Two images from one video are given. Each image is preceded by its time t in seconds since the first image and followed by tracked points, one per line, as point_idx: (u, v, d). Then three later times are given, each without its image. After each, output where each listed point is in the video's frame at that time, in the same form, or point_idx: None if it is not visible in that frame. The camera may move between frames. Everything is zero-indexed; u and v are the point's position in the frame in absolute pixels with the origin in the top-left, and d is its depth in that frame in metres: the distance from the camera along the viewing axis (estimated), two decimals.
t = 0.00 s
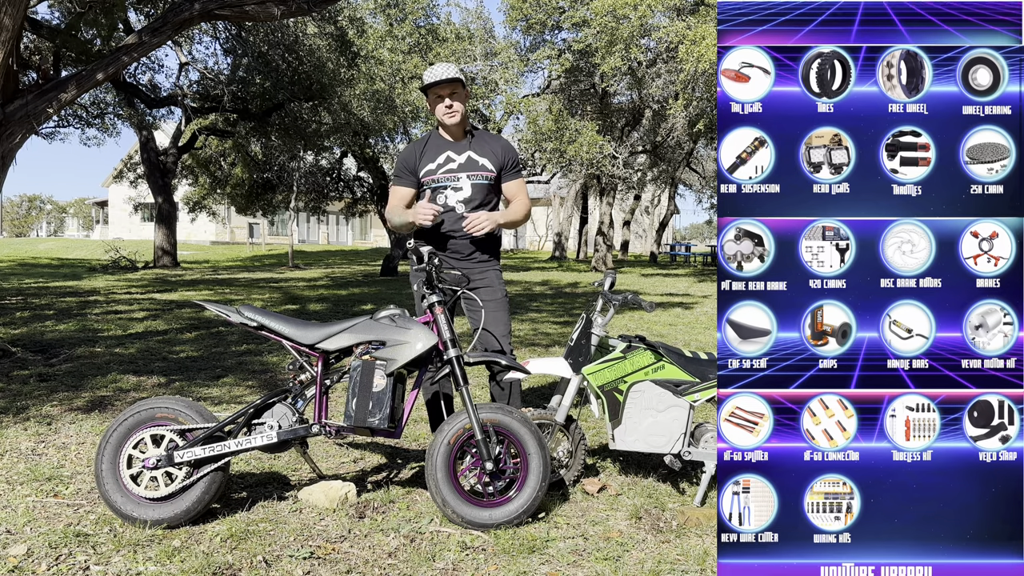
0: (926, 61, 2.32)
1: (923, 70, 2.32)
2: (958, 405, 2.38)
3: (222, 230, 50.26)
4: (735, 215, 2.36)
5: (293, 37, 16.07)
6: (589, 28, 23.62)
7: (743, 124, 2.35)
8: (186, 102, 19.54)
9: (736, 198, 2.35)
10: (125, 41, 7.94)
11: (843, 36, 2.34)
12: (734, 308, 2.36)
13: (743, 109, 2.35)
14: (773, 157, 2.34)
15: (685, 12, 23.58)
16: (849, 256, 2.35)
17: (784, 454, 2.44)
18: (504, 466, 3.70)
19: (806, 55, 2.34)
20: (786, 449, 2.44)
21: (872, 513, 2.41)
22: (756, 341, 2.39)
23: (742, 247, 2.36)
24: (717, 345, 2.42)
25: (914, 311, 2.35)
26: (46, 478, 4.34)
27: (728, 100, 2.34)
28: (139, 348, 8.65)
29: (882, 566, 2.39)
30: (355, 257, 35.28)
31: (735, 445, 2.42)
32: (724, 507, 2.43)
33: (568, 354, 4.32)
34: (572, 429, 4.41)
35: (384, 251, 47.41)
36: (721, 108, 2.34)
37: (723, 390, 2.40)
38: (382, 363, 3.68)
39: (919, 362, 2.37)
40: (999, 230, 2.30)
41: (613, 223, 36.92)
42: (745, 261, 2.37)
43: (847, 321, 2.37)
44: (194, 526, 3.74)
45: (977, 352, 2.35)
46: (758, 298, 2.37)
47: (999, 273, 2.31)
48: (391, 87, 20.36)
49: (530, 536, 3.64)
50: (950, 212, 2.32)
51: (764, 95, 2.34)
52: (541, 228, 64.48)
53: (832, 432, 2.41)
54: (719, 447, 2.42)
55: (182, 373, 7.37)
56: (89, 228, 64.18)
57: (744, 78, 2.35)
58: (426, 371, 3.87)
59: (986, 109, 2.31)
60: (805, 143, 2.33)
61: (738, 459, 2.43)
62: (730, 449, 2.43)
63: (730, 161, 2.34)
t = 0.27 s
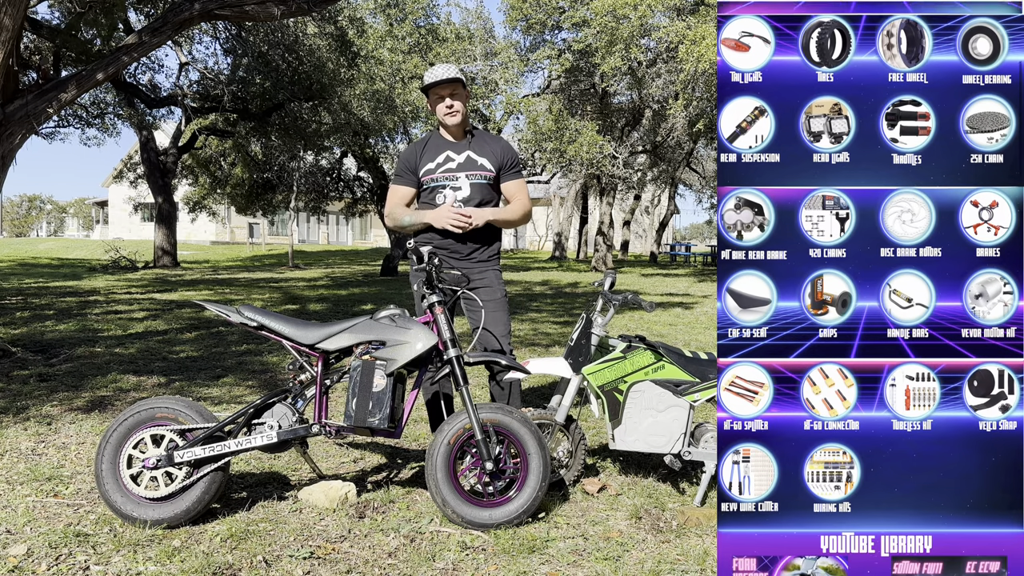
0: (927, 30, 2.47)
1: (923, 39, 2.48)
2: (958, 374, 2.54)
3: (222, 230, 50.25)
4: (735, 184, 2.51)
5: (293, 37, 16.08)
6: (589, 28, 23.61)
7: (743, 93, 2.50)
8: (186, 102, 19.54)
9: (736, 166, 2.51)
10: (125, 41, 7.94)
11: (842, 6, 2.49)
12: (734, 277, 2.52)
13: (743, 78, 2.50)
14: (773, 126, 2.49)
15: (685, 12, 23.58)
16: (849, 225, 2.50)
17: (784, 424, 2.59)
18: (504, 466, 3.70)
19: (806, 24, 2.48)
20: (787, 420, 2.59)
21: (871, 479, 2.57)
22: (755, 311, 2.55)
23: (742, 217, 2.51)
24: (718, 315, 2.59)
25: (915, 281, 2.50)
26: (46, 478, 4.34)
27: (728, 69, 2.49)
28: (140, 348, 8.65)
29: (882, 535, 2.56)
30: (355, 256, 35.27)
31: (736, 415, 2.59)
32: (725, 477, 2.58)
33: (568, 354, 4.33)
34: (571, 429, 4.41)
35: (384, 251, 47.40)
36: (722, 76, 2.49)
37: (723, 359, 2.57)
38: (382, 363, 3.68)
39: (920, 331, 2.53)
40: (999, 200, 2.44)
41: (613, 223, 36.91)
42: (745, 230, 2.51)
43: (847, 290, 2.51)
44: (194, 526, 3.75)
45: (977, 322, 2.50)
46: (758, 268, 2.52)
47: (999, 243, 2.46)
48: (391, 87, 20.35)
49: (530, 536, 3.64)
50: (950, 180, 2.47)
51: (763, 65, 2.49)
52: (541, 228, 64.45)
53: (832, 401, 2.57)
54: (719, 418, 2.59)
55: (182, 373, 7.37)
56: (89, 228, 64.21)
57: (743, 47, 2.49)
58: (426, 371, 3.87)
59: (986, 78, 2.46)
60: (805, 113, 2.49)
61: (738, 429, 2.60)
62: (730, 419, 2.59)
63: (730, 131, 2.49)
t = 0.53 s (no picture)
0: (927, 5, 2.49)
1: (923, 14, 2.49)
2: (958, 348, 2.54)
3: (222, 230, 50.26)
4: (735, 158, 2.53)
5: (293, 37, 16.08)
6: (589, 28, 23.62)
7: (744, 66, 2.51)
8: (186, 102, 19.55)
9: (736, 140, 2.52)
10: (125, 41, 7.94)
11: None
12: (734, 251, 2.53)
13: (742, 52, 2.51)
14: (773, 100, 2.50)
15: (685, 12, 23.60)
16: (849, 199, 2.52)
17: (784, 397, 2.61)
18: (504, 466, 3.70)
19: None
20: (786, 393, 2.61)
21: (871, 452, 2.59)
22: (756, 284, 2.56)
23: (742, 190, 2.52)
24: (717, 289, 2.59)
25: (915, 255, 2.50)
26: (46, 478, 4.34)
27: (728, 43, 2.50)
28: (140, 348, 8.65)
29: (882, 509, 2.59)
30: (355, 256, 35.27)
31: (735, 388, 2.60)
32: (724, 450, 2.61)
33: (568, 354, 4.33)
34: (572, 430, 4.41)
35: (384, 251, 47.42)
36: (722, 50, 2.51)
37: (723, 333, 2.58)
38: (382, 363, 3.68)
39: (920, 305, 2.52)
40: (1000, 173, 2.45)
41: (613, 223, 36.91)
42: (745, 203, 2.52)
43: (847, 264, 2.52)
44: (194, 526, 3.75)
45: (977, 296, 2.51)
46: (758, 241, 2.54)
47: (999, 217, 2.47)
48: (391, 87, 20.34)
49: (530, 537, 3.64)
50: (950, 154, 2.48)
51: (763, 38, 2.51)
52: (541, 228, 64.42)
53: (832, 374, 2.57)
54: (720, 390, 2.60)
55: (182, 373, 7.37)
56: (89, 227, 64.27)
57: (743, 21, 2.50)
58: (427, 371, 3.87)
59: (985, 51, 2.48)
60: (805, 87, 2.50)
61: (738, 403, 2.60)
62: (730, 392, 2.60)
63: (730, 104, 2.51)
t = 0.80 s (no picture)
0: None
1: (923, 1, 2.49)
2: (958, 334, 2.53)
3: (222, 230, 50.26)
4: (734, 145, 2.53)
5: (293, 37, 16.10)
6: (589, 28, 23.63)
7: (744, 53, 2.51)
8: (186, 102, 19.55)
9: (736, 127, 2.52)
10: (125, 41, 7.94)
11: None
12: (733, 238, 2.53)
13: (742, 38, 2.50)
14: (773, 87, 2.50)
15: (684, 12, 23.61)
16: (849, 185, 2.52)
17: (784, 384, 2.60)
18: (504, 466, 3.70)
19: None
20: (786, 379, 2.60)
21: (871, 440, 2.59)
22: (756, 271, 2.55)
23: (742, 177, 2.52)
24: (717, 276, 2.59)
25: (915, 242, 2.51)
26: (46, 478, 4.34)
27: (728, 30, 2.50)
28: (140, 348, 8.65)
29: (882, 496, 2.60)
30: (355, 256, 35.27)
31: (735, 374, 2.59)
32: (725, 437, 2.61)
33: (568, 354, 4.32)
34: (572, 430, 4.41)
35: (384, 251, 47.43)
36: (722, 37, 2.50)
37: (723, 320, 2.58)
38: (382, 363, 3.68)
39: (920, 292, 2.53)
40: (1000, 159, 2.46)
41: (613, 223, 36.91)
42: (745, 190, 2.52)
43: (847, 251, 2.53)
44: (194, 526, 3.75)
45: (976, 282, 2.51)
46: (758, 228, 2.53)
47: (999, 203, 2.48)
48: (392, 87, 20.31)
49: (530, 537, 3.64)
50: (950, 141, 2.49)
51: (763, 25, 2.50)
52: (541, 228, 64.40)
53: (832, 361, 2.57)
54: (719, 377, 2.60)
55: (182, 372, 7.37)
56: (88, 227, 64.29)
57: (743, 8, 2.50)
58: (426, 371, 3.87)
59: (985, 38, 2.48)
60: (805, 74, 2.50)
61: (738, 389, 2.60)
62: (730, 379, 2.60)
63: (730, 91, 2.51)
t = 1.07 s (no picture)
0: None
1: None
2: (958, 328, 2.53)
3: (222, 230, 50.27)
4: (735, 137, 2.52)
5: (293, 37, 16.11)
6: (589, 28, 23.62)
7: (743, 47, 2.51)
8: (186, 102, 19.55)
9: (736, 120, 2.52)
10: (125, 41, 7.94)
11: None
12: (734, 231, 2.53)
13: (743, 32, 2.50)
14: (773, 80, 2.50)
15: (684, 12, 23.62)
16: (849, 177, 2.52)
17: (784, 376, 2.60)
18: (504, 465, 3.70)
19: None
20: (786, 372, 2.60)
21: (871, 433, 2.59)
22: (756, 264, 2.55)
23: (742, 170, 2.53)
24: (717, 269, 2.58)
25: (915, 235, 2.51)
26: (46, 478, 4.34)
27: (728, 23, 2.50)
28: (140, 348, 8.65)
29: (882, 488, 2.60)
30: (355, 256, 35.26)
31: (735, 367, 2.59)
32: (725, 431, 2.61)
33: (568, 353, 4.33)
34: (572, 429, 4.41)
35: (384, 251, 47.42)
36: (722, 30, 2.50)
37: (724, 312, 2.57)
38: (382, 362, 3.68)
39: (919, 285, 2.53)
40: (1000, 152, 2.46)
41: (613, 223, 36.91)
42: (745, 183, 2.53)
43: (847, 244, 2.53)
44: (194, 526, 3.75)
45: (977, 275, 2.51)
46: (758, 221, 2.54)
47: (999, 196, 2.48)
48: (392, 87, 20.27)
49: (530, 536, 3.64)
50: (950, 134, 2.49)
51: (763, 18, 2.50)
52: (541, 228, 64.37)
53: (832, 354, 2.57)
54: (720, 369, 2.60)
55: (182, 372, 7.37)
56: (88, 227, 64.38)
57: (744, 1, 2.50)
58: (426, 370, 3.87)
59: (986, 31, 2.48)
60: (805, 66, 2.50)
61: (738, 382, 2.60)
62: (730, 371, 2.60)
63: (730, 84, 2.51)
